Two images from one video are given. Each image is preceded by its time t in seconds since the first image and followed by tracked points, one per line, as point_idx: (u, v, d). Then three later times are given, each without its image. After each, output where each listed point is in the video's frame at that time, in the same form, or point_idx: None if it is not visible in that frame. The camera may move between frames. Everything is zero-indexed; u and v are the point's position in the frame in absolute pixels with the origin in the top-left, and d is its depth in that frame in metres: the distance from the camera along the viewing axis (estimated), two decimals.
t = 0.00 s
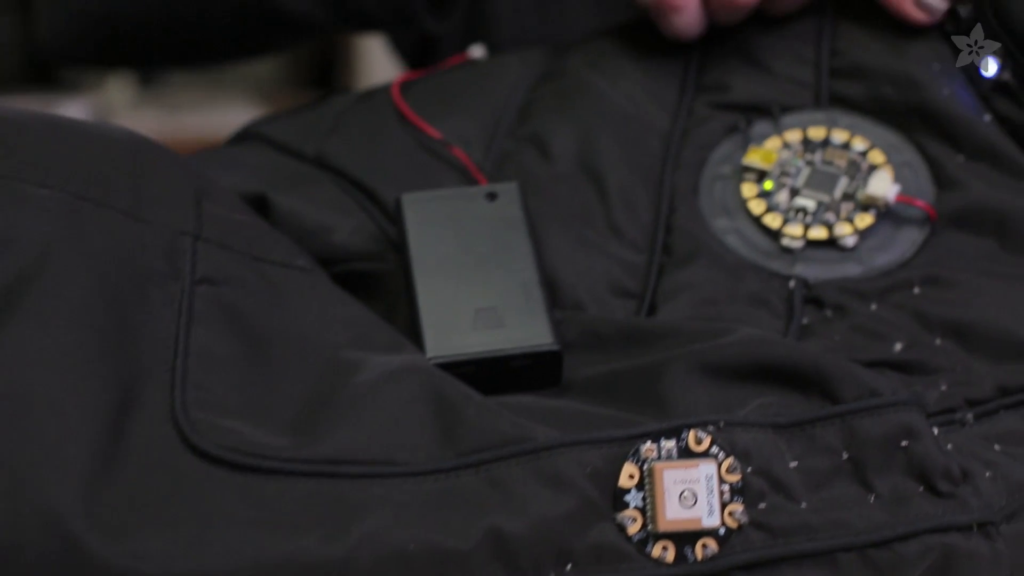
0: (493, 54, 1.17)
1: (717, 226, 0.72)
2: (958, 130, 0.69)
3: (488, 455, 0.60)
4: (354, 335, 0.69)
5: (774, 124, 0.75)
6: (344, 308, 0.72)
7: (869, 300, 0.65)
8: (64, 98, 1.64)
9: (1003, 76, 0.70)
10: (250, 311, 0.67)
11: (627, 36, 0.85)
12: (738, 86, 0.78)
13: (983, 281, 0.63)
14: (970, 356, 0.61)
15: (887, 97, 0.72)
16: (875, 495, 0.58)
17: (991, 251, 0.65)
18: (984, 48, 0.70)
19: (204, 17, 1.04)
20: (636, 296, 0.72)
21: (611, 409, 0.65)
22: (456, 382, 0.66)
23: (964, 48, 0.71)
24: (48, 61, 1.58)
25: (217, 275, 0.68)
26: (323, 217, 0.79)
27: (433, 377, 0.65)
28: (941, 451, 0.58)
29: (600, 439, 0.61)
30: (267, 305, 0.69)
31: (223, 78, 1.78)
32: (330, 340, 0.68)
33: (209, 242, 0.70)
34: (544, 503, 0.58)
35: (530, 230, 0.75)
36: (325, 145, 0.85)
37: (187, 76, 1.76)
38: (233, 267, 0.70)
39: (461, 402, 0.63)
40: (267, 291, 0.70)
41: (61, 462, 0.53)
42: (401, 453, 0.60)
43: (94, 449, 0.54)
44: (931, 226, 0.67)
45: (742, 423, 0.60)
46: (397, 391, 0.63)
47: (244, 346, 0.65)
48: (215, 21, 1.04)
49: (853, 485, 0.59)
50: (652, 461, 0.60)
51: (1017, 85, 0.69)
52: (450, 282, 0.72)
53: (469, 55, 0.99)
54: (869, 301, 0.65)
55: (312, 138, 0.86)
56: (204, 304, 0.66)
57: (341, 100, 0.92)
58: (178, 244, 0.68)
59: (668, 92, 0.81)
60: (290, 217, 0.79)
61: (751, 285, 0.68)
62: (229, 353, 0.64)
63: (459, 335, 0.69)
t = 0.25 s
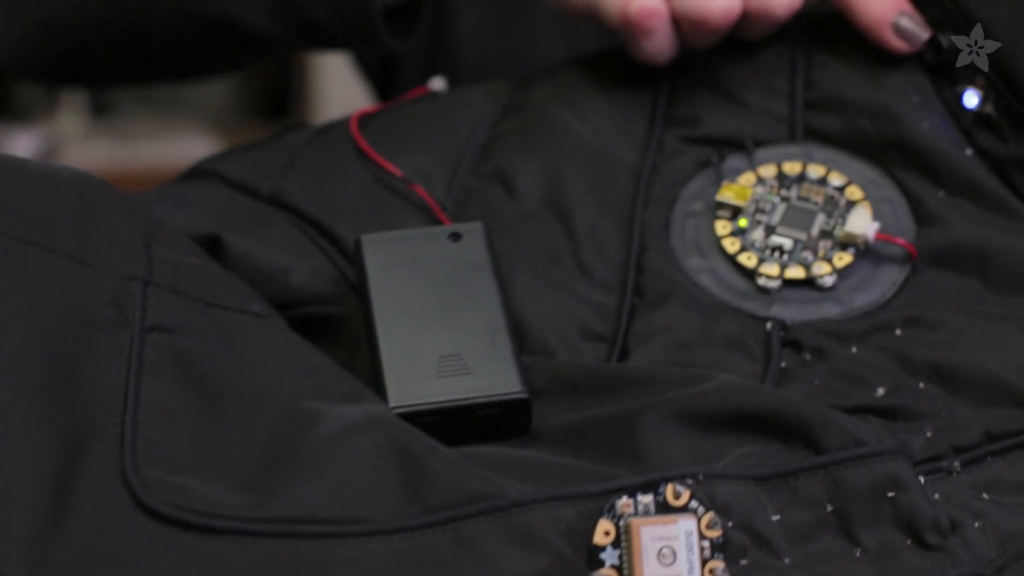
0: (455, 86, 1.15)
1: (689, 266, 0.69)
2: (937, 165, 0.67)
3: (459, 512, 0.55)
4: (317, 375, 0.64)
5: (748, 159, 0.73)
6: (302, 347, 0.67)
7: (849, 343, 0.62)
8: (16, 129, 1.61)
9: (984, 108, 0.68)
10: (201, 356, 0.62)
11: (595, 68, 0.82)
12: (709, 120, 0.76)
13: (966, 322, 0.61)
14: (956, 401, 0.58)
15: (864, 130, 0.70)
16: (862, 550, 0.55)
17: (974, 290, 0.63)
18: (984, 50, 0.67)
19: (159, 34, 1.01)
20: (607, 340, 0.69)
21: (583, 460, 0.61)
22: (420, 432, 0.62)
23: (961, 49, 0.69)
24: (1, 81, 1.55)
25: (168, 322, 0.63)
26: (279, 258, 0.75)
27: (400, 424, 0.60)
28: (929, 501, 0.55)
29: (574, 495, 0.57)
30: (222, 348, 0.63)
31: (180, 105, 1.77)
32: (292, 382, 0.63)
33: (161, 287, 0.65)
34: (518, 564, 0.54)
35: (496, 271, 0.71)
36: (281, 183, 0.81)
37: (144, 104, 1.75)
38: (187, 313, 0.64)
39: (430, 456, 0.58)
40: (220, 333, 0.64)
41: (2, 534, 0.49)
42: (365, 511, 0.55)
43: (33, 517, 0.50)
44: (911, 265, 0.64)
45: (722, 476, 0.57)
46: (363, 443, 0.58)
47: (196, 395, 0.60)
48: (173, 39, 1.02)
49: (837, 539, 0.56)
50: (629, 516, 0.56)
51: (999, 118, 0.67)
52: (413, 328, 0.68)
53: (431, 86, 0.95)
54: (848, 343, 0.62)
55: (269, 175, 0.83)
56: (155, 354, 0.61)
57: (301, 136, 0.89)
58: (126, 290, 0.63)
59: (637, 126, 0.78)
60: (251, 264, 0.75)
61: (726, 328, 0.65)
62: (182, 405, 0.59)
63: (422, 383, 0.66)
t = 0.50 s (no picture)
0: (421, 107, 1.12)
1: (665, 293, 0.67)
2: (919, 189, 0.65)
3: (429, 555, 0.52)
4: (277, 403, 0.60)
5: (725, 182, 0.71)
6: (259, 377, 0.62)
7: (832, 373, 0.60)
8: None
9: (967, 131, 0.66)
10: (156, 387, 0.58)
11: (567, 89, 0.80)
12: (686, 142, 0.74)
13: (953, 350, 0.59)
14: (945, 434, 0.56)
15: (845, 153, 0.69)
16: None
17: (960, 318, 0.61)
18: (985, 49, 0.65)
19: (114, 51, 0.98)
20: (581, 371, 0.66)
21: (558, 497, 0.58)
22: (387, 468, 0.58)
23: (961, 48, 0.66)
24: None
25: (124, 355, 0.59)
26: (237, 287, 0.71)
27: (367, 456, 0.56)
28: (918, 538, 0.52)
29: (551, 536, 0.53)
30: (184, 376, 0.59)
31: (140, 121, 1.72)
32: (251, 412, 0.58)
33: (116, 319, 0.60)
34: None
35: (466, 299, 0.68)
36: (241, 207, 0.77)
37: (101, 122, 1.70)
38: (144, 341, 0.60)
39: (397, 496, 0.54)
40: (177, 362, 0.60)
41: None
42: (327, 556, 0.51)
43: None
44: (895, 292, 0.62)
45: (706, 513, 0.54)
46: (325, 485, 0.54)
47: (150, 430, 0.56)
48: (126, 55, 0.99)
49: None
50: (609, 559, 0.53)
51: (983, 139, 0.65)
52: (379, 359, 0.64)
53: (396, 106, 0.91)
54: (831, 373, 0.60)
55: (229, 199, 0.79)
56: (109, 390, 0.57)
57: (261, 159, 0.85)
58: (80, 324, 0.59)
59: (610, 148, 0.76)
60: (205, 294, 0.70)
61: (705, 358, 0.63)
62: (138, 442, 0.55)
63: (389, 417, 0.62)
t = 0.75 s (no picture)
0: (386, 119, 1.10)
1: (639, 310, 0.65)
2: (896, 204, 0.64)
3: None
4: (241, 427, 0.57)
5: (699, 196, 0.70)
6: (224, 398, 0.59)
7: (812, 393, 0.59)
8: None
9: (947, 146, 0.65)
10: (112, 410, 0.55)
11: (537, 103, 0.78)
12: (658, 155, 0.72)
13: (934, 369, 0.58)
14: (928, 454, 0.55)
15: (822, 167, 0.67)
16: None
17: (941, 335, 0.60)
18: (985, 49, 0.63)
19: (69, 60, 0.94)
20: (554, 392, 0.64)
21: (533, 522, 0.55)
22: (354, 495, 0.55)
23: (959, 49, 0.64)
24: None
25: (81, 378, 0.56)
26: (199, 306, 0.68)
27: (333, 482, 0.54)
28: (903, 562, 0.51)
29: (528, 565, 0.51)
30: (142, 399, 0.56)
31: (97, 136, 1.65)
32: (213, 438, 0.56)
33: (74, 340, 0.57)
34: None
35: (436, 318, 0.65)
36: (202, 222, 0.73)
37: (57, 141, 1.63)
38: (102, 363, 0.57)
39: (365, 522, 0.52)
40: (136, 386, 0.57)
41: None
42: None
43: None
44: (875, 308, 0.61)
45: (687, 538, 0.52)
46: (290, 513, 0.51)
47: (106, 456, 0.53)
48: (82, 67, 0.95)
49: None
50: None
51: (962, 154, 0.64)
52: (345, 379, 0.61)
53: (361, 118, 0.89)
54: (810, 392, 0.59)
55: (189, 214, 0.75)
56: (64, 416, 0.54)
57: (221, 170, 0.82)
58: (33, 345, 0.56)
59: (581, 162, 0.74)
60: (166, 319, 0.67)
61: (682, 377, 0.61)
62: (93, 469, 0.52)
63: (357, 440, 0.59)
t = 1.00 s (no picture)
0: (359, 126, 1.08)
1: (619, 319, 0.64)
2: (878, 214, 0.64)
3: None
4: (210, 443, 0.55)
5: (679, 204, 0.69)
6: (200, 415, 0.57)
7: (796, 405, 0.58)
8: None
9: (929, 159, 0.63)
10: (75, 424, 0.53)
11: (513, 109, 0.77)
12: (637, 161, 0.71)
13: (919, 382, 0.57)
14: (914, 467, 0.54)
15: (803, 176, 0.67)
16: None
17: (925, 346, 0.59)
18: (985, 49, 0.60)
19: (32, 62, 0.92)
20: (533, 403, 0.62)
21: (513, 539, 0.54)
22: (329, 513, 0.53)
23: (960, 49, 0.61)
24: None
25: (46, 394, 0.53)
26: (169, 316, 0.66)
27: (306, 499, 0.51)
28: None
29: None
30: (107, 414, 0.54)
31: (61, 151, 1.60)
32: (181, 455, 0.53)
33: (38, 354, 0.55)
34: None
35: (411, 329, 0.63)
36: (171, 231, 0.71)
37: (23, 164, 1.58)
38: (69, 378, 0.55)
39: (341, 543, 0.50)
40: (102, 402, 0.55)
41: None
42: None
43: None
44: (858, 320, 0.60)
45: (671, 555, 0.50)
46: (263, 534, 0.49)
47: (70, 472, 0.51)
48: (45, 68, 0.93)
49: None
50: None
51: (945, 167, 0.63)
52: (319, 392, 0.60)
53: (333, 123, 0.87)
54: (793, 404, 0.58)
55: (158, 221, 0.72)
56: (28, 434, 0.51)
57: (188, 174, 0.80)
58: None
59: (558, 168, 0.73)
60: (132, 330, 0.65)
61: (663, 390, 0.60)
62: (56, 485, 0.50)
63: (332, 454, 0.57)
